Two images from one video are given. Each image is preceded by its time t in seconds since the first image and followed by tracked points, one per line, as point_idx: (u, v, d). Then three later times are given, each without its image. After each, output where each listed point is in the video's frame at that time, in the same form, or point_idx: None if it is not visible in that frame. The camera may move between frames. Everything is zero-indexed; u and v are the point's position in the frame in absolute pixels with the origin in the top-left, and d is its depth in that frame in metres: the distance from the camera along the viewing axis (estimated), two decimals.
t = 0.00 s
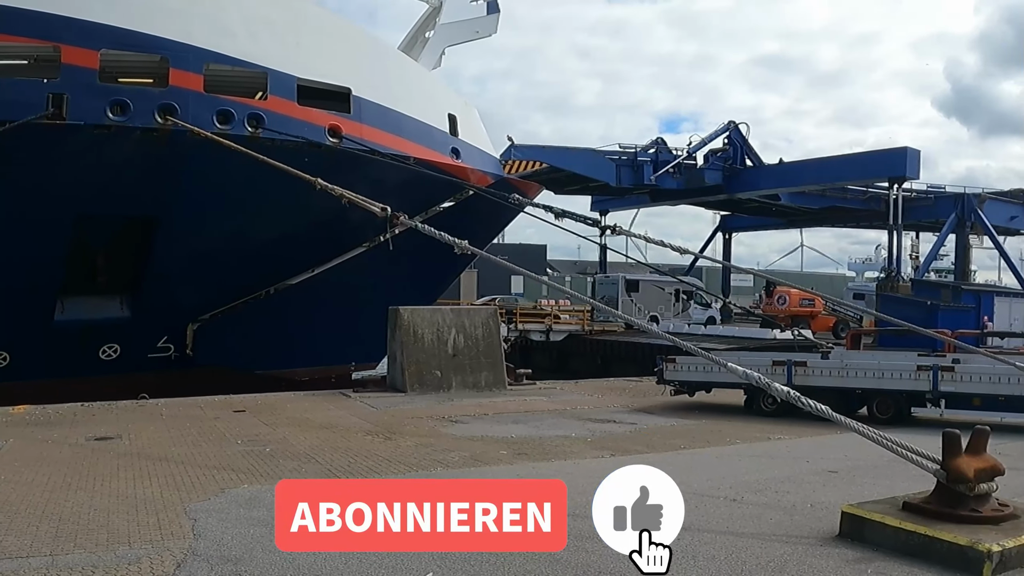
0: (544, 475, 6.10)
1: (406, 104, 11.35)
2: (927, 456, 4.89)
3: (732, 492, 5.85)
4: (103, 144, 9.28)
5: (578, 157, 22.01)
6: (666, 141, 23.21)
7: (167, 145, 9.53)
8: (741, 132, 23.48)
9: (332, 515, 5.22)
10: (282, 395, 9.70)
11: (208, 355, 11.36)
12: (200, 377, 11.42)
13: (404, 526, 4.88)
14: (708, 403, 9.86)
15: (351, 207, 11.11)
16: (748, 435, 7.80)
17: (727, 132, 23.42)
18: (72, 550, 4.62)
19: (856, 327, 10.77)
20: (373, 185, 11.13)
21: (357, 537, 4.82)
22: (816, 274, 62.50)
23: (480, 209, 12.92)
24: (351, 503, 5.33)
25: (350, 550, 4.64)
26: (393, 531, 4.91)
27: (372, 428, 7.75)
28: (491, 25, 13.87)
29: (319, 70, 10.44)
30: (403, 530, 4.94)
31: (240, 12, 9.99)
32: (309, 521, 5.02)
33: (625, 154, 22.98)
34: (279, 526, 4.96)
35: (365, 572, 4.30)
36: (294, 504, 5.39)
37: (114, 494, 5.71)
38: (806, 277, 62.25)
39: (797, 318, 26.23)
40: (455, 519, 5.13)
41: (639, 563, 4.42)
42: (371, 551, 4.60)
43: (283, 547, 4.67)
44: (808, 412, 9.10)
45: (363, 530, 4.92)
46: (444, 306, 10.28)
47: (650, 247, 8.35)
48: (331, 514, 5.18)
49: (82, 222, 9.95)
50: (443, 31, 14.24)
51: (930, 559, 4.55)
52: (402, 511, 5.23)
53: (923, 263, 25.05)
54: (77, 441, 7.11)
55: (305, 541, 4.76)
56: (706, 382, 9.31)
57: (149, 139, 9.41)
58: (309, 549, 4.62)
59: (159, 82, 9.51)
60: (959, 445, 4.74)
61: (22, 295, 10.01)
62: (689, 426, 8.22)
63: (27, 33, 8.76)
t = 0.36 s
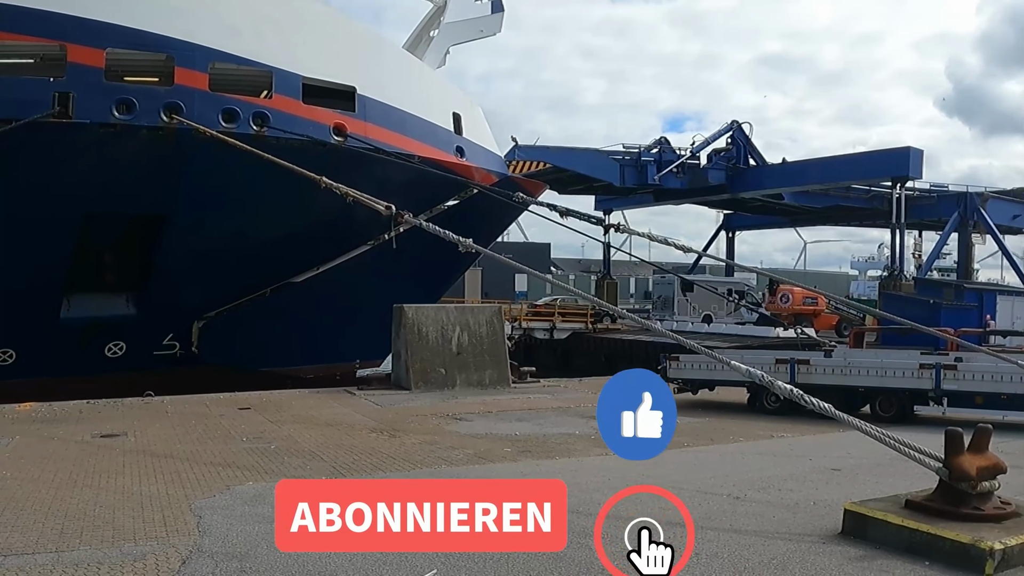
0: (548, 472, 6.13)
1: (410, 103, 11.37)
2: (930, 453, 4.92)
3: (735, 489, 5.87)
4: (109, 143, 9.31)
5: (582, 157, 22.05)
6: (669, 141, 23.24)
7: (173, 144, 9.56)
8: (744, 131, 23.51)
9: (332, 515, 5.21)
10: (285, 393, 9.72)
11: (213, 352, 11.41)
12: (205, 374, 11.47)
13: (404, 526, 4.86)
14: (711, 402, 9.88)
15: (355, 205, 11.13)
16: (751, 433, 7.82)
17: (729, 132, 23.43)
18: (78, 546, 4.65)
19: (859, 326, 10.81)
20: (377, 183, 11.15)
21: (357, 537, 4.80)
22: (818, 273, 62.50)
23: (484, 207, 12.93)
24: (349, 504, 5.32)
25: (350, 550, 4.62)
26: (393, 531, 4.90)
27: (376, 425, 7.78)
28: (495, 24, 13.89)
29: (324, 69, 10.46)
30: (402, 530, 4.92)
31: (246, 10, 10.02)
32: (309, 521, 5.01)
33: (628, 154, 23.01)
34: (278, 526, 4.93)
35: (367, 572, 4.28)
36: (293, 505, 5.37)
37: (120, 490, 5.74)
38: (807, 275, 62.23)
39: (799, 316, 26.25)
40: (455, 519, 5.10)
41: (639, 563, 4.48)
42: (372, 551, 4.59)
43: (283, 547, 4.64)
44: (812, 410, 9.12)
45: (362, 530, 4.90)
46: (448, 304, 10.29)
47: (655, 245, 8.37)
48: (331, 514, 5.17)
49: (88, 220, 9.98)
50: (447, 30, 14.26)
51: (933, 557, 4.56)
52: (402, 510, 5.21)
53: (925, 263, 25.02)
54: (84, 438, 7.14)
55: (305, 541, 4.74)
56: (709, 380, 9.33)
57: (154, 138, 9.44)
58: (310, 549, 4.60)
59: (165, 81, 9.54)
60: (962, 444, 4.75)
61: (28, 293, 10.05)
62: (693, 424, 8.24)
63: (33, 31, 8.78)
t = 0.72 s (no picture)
0: (550, 468, 6.16)
1: (413, 101, 11.40)
2: (930, 450, 4.94)
3: (737, 486, 5.90)
4: (113, 140, 9.33)
5: (583, 156, 22.09)
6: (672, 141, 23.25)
7: (176, 142, 9.59)
8: (747, 131, 23.55)
9: (332, 515, 5.20)
10: (288, 390, 9.75)
11: (217, 349, 11.43)
12: (207, 371, 11.50)
13: (404, 526, 4.86)
14: (712, 399, 9.90)
15: (358, 203, 11.17)
16: (752, 430, 7.84)
17: (732, 131, 23.44)
18: (82, 542, 4.67)
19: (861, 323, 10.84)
20: (380, 181, 11.18)
21: (357, 536, 4.79)
22: (819, 271, 62.51)
23: (486, 206, 12.96)
24: (349, 505, 5.30)
25: (351, 550, 4.61)
26: (393, 530, 4.88)
27: (378, 422, 7.81)
28: (498, 22, 13.94)
29: (327, 68, 10.49)
30: (403, 530, 4.90)
31: (249, 9, 10.04)
32: (309, 521, 5.00)
33: (629, 153, 23.04)
34: (279, 526, 4.92)
35: (371, 572, 4.28)
36: (292, 505, 5.35)
37: (123, 487, 5.77)
38: (808, 273, 62.25)
39: (800, 314, 26.27)
40: (455, 519, 5.09)
41: (639, 563, 4.45)
42: (374, 549, 4.60)
43: (284, 546, 4.63)
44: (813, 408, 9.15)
45: (362, 530, 4.89)
46: (450, 302, 10.31)
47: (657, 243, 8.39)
48: (331, 514, 5.16)
49: (92, 217, 10.01)
50: (450, 29, 14.29)
51: (933, 554, 4.59)
52: (402, 510, 5.20)
53: (926, 262, 25.04)
54: (88, 435, 7.17)
55: (305, 540, 4.72)
56: (711, 377, 9.35)
57: (158, 136, 9.47)
58: (311, 548, 4.59)
59: (168, 79, 9.57)
60: (963, 442, 4.78)
61: (31, 290, 10.08)
62: (694, 421, 8.27)
63: (37, 29, 8.81)
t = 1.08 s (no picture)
0: (550, 466, 6.18)
1: (413, 100, 11.42)
2: (928, 448, 4.96)
3: (735, 484, 5.92)
4: (114, 140, 9.35)
5: (582, 157, 22.17)
6: (670, 140, 23.27)
7: (177, 141, 9.61)
8: (744, 131, 23.54)
9: (332, 515, 5.19)
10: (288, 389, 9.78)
11: (217, 348, 11.45)
12: (208, 369, 11.53)
13: (404, 526, 4.86)
14: (711, 397, 9.93)
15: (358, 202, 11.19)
16: (750, 428, 7.87)
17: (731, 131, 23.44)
18: (83, 540, 4.69)
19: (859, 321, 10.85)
20: (380, 180, 11.20)
21: (357, 537, 4.80)
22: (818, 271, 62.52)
23: (486, 205, 12.99)
24: (349, 505, 5.28)
25: (351, 548, 4.64)
26: (393, 531, 4.89)
27: (379, 420, 7.83)
28: (497, 22, 14.00)
29: (327, 67, 10.51)
30: (403, 530, 4.91)
31: (250, 9, 10.05)
32: (309, 521, 4.98)
33: (629, 153, 23.06)
34: (279, 525, 4.92)
35: (372, 570, 4.30)
36: (292, 504, 5.32)
37: (123, 485, 5.79)
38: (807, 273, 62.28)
39: (799, 313, 26.29)
40: (455, 519, 5.08)
41: (624, 564, 4.39)
42: (374, 547, 4.63)
43: (284, 547, 4.62)
44: (811, 406, 9.17)
45: (363, 530, 4.89)
46: (450, 300, 10.34)
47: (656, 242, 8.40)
48: (331, 514, 5.15)
49: (93, 217, 10.03)
50: (450, 28, 14.32)
51: (931, 552, 4.61)
52: (402, 510, 5.19)
53: (924, 261, 25.07)
54: (88, 433, 7.19)
55: (305, 540, 4.72)
56: (709, 375, 9.37)
57: (159, 135, 9.49)
58: (311, 548, 4.59)
59: (169, 78, 9.59)
60: (960, 440, 4.80)
61: (32, 289, 10.10)
62: (693, 419, 8.29)
63: (38, 29, 8.82)
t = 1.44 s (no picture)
0: (551, 465, 6.21)
1: (415, 99, 11.44)
2: (928, 448, 4.99)
3: (736, 483, 5.94)
4: (118, 138, 9.37)
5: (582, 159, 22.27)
6: (671, 141, 23.28)
7: (180, 139, 9.63)
8: (746, 132, 23.57)
9: (332, 515, 5.19)
10: (288, 386, 9.81)
11: (220, 346, 11.47)
12: (210, 367, 11.54)
13: (404, 526, 4.86)
14: (711, 396, 9.95)
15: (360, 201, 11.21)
16: (750, 427, 7.89)
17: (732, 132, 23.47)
18: (86, 537, 4.72)
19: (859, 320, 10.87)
20: (382, 179, 11.22)
21: (356, 537, 4.79)
22: (818, 271, 62.52)
23: (487, 204, 13.00)
24: (350, 505, 5.27)
25: (352, 545, 4.66)
26: (393, 530, 4.89)
27: (380, 418, 7.86)
28: (500, 22, 14.08)
29: (330, 67, 10.52)
30: (403, 530, 4.91)
31: (253, 8, 10.08)
32: (309, 521, 4.97)
33: (630, 154, 23.08)
34: (279, 525, 4.91)
35: (373, 568, 4.32)
36: (292, 504, 5.30)
37: (126, 482, 5.81)
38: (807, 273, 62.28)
39: (798, 313, 26.26)
40: (455, 519, 5.09)
41: (500, 564, 4.41)
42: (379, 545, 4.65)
43: (282, 546, 4.62)
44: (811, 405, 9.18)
45: (362, 530, 4.89)
46: (452, 299, 10.37)
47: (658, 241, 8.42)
48: (331, 514, 5.15)
49: (97, 215, 10.05)
50: (452, 28, 14.37)
51: (931, 551, 4.63)
52: (402, 510, 5.19)
53: (924, 261, 25.06)
54: (91, 430, 7.22)
55: (306, 540, 4.71)
56: (709, 374, 9.38)
57: (163, 134, 9.51)
58: (306, 548, 4.59)
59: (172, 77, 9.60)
60: (960, 440, 4.83)
61: (35, 287, 10.12)
62: (694, 418, 8.32)
63: (42, 28, 8.85)
